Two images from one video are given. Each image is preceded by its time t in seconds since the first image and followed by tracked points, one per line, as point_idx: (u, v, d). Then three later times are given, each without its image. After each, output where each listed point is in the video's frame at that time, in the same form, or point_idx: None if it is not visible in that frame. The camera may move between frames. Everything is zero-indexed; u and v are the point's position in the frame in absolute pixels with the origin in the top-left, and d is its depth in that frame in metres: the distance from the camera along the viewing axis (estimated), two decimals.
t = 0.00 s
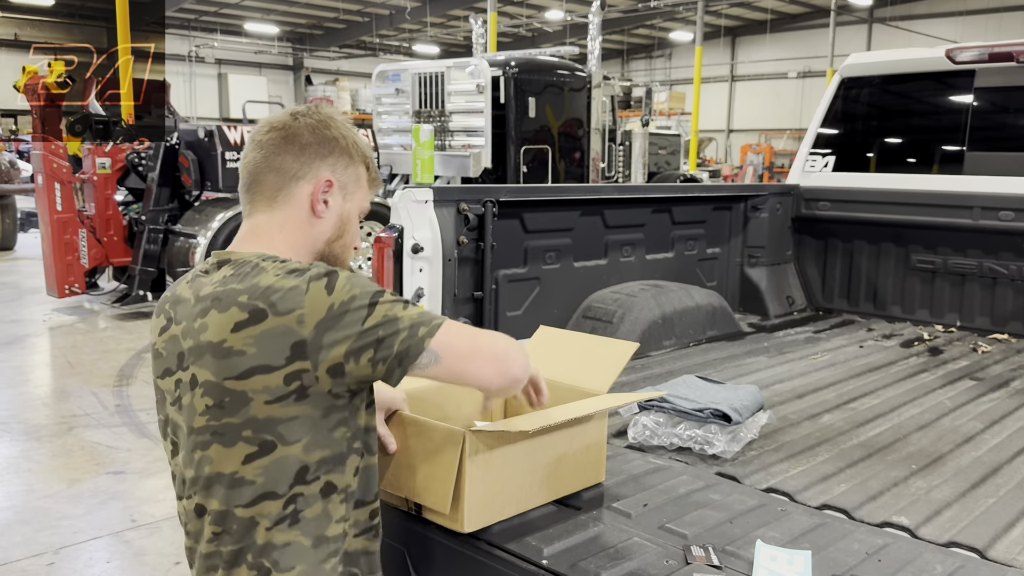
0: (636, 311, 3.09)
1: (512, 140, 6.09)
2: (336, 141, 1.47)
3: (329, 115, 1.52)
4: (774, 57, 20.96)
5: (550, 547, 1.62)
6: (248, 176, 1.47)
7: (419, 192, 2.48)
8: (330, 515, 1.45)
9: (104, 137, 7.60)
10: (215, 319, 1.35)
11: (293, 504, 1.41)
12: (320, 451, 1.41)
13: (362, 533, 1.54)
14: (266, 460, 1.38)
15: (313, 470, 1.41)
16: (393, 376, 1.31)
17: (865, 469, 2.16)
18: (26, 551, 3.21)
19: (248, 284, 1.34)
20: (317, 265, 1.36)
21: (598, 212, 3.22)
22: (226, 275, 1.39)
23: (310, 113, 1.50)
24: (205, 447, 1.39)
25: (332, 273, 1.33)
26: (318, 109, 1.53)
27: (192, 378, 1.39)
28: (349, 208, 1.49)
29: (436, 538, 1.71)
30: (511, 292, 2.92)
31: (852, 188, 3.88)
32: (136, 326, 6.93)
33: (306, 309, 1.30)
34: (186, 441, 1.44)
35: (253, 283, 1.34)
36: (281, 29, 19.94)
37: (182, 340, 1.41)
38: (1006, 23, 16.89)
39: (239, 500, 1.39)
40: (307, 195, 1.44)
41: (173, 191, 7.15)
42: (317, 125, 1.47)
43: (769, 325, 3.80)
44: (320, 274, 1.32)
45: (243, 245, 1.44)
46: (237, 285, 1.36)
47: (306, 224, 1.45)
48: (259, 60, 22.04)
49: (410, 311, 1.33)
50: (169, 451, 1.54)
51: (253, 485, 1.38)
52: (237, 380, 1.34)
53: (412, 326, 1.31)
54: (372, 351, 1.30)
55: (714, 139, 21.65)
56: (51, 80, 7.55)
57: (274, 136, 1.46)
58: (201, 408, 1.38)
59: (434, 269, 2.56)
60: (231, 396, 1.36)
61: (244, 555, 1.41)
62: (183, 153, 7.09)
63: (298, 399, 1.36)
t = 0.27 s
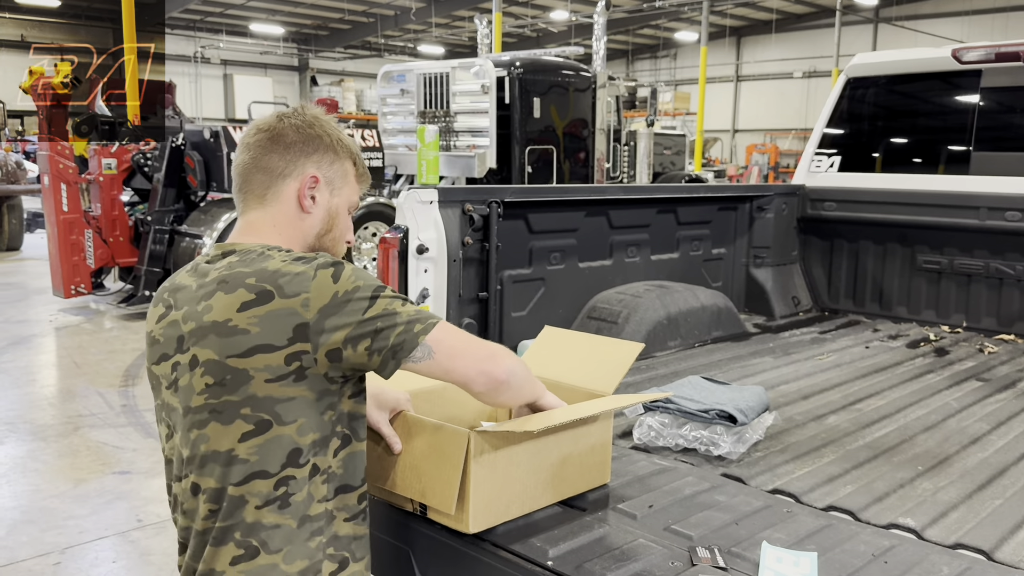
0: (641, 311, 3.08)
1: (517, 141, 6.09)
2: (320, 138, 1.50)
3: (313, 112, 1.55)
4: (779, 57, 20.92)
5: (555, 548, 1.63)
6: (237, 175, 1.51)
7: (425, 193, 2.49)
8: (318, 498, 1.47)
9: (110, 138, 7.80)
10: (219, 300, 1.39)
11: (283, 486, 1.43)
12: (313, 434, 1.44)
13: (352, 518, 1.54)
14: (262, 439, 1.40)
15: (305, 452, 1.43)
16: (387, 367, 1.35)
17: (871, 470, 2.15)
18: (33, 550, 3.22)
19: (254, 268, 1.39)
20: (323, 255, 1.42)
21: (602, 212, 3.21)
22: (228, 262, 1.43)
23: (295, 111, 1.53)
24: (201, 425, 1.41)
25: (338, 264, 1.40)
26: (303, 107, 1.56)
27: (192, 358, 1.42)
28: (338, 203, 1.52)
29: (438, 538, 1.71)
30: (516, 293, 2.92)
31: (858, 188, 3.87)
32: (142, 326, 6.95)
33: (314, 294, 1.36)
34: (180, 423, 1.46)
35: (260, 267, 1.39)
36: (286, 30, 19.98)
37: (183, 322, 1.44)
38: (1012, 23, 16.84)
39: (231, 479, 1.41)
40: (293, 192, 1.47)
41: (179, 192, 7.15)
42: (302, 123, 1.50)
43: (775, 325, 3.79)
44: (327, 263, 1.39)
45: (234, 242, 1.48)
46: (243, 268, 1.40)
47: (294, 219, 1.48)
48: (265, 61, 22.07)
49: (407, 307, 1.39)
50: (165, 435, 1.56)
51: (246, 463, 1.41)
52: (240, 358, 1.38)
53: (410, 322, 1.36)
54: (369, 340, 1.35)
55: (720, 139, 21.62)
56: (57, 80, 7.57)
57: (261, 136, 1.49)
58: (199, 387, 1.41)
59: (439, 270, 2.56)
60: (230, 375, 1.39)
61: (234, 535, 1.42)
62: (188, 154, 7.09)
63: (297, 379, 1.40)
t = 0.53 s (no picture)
0: (645, 311, 3.08)
1: (521, 141, 6.10)
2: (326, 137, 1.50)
3: (322, 112, 1.55)
4: (783, 57, 20.90)
5: (560, 548, 1.63)
6: (244, 174, 1.52)
7: (429, 193, 2.48)
8: (318, 498, 1.47)
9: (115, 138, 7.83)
10: (223, 299, 1.40)
11: (283, 486, 1.43)
12: (314, 435, 1.45)
13: (351, 518, 1.54)
14: (262, 439, 1.41)
15: (306, 452, 1.44)
16: (388, 369, 1.36)
17: (876, 470, 2.15)
18: (38, 550, 3.23)
19: (259, 267, 1.40)
20: (329, 256, 1.43)
21: (606, 212, 3.21)
22: (233, 261, 1.44)
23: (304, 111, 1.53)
24: (203, 423, 1.42)
25: (344, 265, 1.40)
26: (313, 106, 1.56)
27: (195, 356, 1.42)
28: (344, 203, 1.52)
29: (443, 538, 1.71)
30: (520, 293, 2.92)
31: (863, 188, 3.86)
32: (147, 326, 6.97)
33: (318, 294, 1.36)
34: (183, 421, 1.47)
35: (264, 266, 1.40)
36: (291, 30, 20.01)
37: (188, 320, 1.44)
38: (1017, 22, 16.80)
39: (231, 478, 1.42)
40: (298, 191, 1.47)
41: (183, 192, 7.13)
42: (308, 123, 1.50)
43: (779, 325, 3.79)
44: (333, 264, 1.40)
45: (239, 241, 1.49)
46: (247, 267, 1.41)
47: (299, 219, 1.48)
48: (269, 61, 22.10)
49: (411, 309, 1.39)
50: (170, 431, 1.57)
51: (247, 462, 1.41)
52: (242, 357, 1.38)
53: (413, 323, 1.37)
54: (373, 342, 1.35)
55: (724, 139, 21.61)
56: (63, 81, 7.61)
57: (268, 134, 1.49)
58: (201, 386, 1.41)
59: (443, 270, 2.56)
60: (233, 374, 1.39)
61: (234, 534, 1.43)
62: (192, 154, 7.10)
63: (299, 379, 1.40)
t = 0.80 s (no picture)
0: (649, 311, 3.08)
1: (524, 141, 6.11)
2: (335, 136, 1.49)
3: (331, 108, 1.54)
4: (787, 56, 20.88)
5: (563, 548, 1.63)
6: (252, 172, 1.51)
7: (432, 193, 2.49)
8: (344, 498, 1.48)
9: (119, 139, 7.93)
10: (244, 304, 1.38)
11: (312, 489, 1.43)
12: (340, 436, 1.45)
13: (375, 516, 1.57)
14: (291, 443, 1.40)
15: (332, 454, 1.44)
16: (415, 368, 1.38)
17: (880, 470, 2.15)
18: (42, 550, 3.24)
19: (280, 270, 1.39)
20: (348, 257, 1.43)
21: (610, 212, 3.21)
22: (250, 264, 1.42)
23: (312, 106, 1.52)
24: (226, 430, 1.40)
25: (365, 266, 1.41)
26: (322, 102, 1.55)
27: (214, 362, 1.40)
28: (352, 203, 1.52)
29: (447, 539, 1.72)
30: (524, 293, 2.92)
31: (866, 187, 3.86)
32: (151, 326, 6.98)
33: (344, 297, 1.37)
34: (200, 429, 1.44)
35: (286, 269, 1.39)
36: (294, 31, 20.04)
37: (203, 325, 1.41)
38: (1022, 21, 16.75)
39: (258, 484, 1.41)
40: (306, 192, 1.47)
41: (187, 193, 7.17)
42: (317, 121, 1.49)
43: (782, 325, 3.78)
44: (354, 265, 1.40)
45: (247, 241, 1.49)
46: (267, 270, 1.40)
47: (307, 220, 1.49)
48: (272, 62, 22.09)
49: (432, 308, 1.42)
50: (181, 439, 1.54)
51: (275, 467, 1.41)
52: (267, 362, 1.37)
53: (437, 323, 1.39)
54: (398, 342, 1.37)
55: (727, 139, 21.59)
56: (68, 81, 7.66)
57: (276, 132, 1.48)
58: (223, 392, 1.40)
59: (446, 270, 2.56)
60: (258, 379, 1.38)
61: (260, 539, 1.43)
62: (196, 155, 7.14)
63: (326, 383, 1.40)
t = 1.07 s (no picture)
0: (650, 311, 3.07)
1: (526, 141, 6.10)
2: (348, 139, 1.47)
3: (342, 108, 1.52)
4: (788, 56, 20.87)
5: (565, 548, 1.62)
6: (260, 171, 1.48)
7: (433, 193, 2.48)
8: (365, 501, 1.46)
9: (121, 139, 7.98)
10: (259, 308, 1.35)
11: (334, 493, 1.41)
12: (359, 440, 1.43)
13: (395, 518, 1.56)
14: (312, 448, 1.38)
15: (353, 457, 1.42)
16: (430, 374, 1.37)
17: (882, 470, 2.14)
18: (45, 550, 3.24)
19: (294, 272, 1.36)
20: (362, 258, 1.41)
21: (611, 212, 3.21)
22: (262, 266, 1.39)
23: (323, 107, 1.49)
24: (243, 437, 1.38)
25: (379, 267, 1.39)
26: (332, 101, 1.53)
27: (229, 368, 1.38)
28: (362, 207, 1.51)
29: (449, 539, 1.72)
30: (525, 293, 2.92)
31: (869, 187, 3.85)
32: (153, 326, 6.98)
33: (360, 299, 1.35)
34: (214, 437, 1.42)
35: (300, 272, 1.36)
36: (295, 31, 20.05)
37: (215, 330, 1.39)
38: None
39: (279, 491, 1.38)
40: (318, 195, 1.45)
41: (189, 193, 7.19)
42: (329, 122, 1.47)
43: (785, 325, 3.78)
44: (368, 266, 1.38)
45: (256, 243, 1.46)
46: (280, 273, 1.37)
47: (317, 223, 1.47)
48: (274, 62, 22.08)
49: (447, 310, 1.40)
50: (193, 447, 1.51)
51: (296, 474, 1.38)
52: (284, 367, 1.34)
53: (452, 327, 1.38)
54: (415, 346, 1.35)
55: (729, 139, 21.58)
56: (69, 81, 7.65)
57: (286, 133, 1.46)
58: (240, 399, 1.37)
59: (448, 270, 2.56)
60: (275, 384, 1.35)
61: (283, 546, 1.40)
62: (198, 155, 7.09)
63: (344, 386, 1.38)
